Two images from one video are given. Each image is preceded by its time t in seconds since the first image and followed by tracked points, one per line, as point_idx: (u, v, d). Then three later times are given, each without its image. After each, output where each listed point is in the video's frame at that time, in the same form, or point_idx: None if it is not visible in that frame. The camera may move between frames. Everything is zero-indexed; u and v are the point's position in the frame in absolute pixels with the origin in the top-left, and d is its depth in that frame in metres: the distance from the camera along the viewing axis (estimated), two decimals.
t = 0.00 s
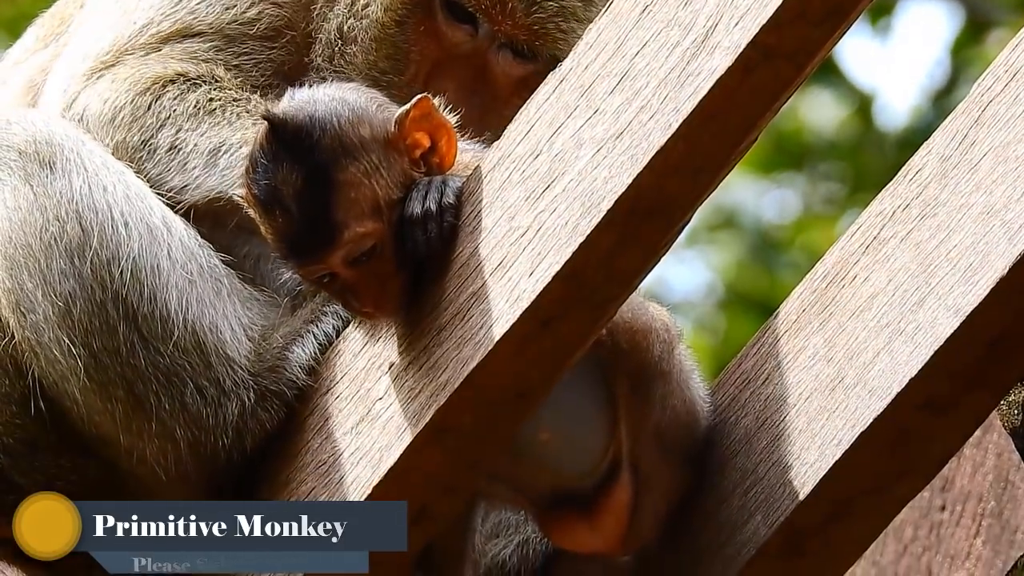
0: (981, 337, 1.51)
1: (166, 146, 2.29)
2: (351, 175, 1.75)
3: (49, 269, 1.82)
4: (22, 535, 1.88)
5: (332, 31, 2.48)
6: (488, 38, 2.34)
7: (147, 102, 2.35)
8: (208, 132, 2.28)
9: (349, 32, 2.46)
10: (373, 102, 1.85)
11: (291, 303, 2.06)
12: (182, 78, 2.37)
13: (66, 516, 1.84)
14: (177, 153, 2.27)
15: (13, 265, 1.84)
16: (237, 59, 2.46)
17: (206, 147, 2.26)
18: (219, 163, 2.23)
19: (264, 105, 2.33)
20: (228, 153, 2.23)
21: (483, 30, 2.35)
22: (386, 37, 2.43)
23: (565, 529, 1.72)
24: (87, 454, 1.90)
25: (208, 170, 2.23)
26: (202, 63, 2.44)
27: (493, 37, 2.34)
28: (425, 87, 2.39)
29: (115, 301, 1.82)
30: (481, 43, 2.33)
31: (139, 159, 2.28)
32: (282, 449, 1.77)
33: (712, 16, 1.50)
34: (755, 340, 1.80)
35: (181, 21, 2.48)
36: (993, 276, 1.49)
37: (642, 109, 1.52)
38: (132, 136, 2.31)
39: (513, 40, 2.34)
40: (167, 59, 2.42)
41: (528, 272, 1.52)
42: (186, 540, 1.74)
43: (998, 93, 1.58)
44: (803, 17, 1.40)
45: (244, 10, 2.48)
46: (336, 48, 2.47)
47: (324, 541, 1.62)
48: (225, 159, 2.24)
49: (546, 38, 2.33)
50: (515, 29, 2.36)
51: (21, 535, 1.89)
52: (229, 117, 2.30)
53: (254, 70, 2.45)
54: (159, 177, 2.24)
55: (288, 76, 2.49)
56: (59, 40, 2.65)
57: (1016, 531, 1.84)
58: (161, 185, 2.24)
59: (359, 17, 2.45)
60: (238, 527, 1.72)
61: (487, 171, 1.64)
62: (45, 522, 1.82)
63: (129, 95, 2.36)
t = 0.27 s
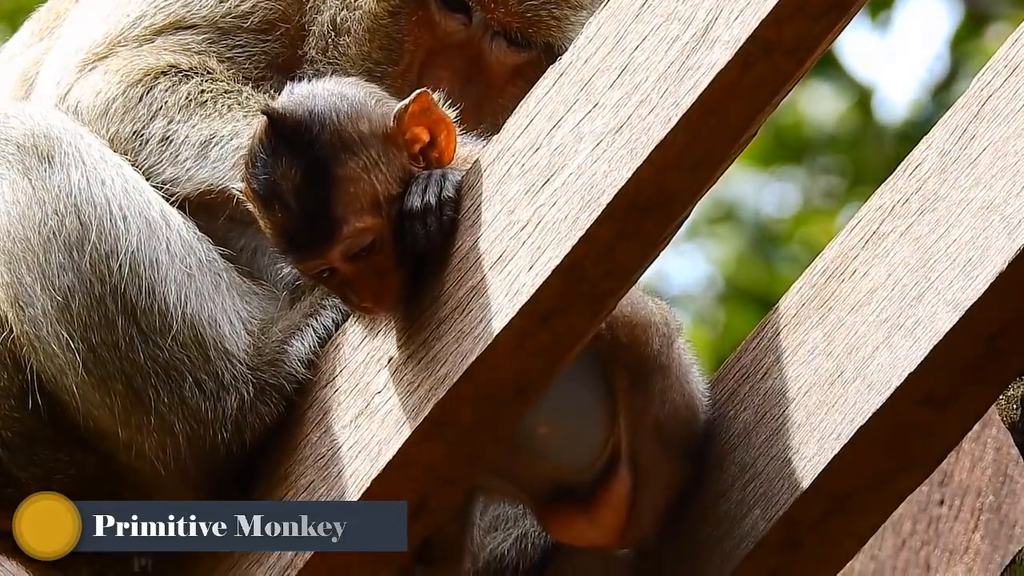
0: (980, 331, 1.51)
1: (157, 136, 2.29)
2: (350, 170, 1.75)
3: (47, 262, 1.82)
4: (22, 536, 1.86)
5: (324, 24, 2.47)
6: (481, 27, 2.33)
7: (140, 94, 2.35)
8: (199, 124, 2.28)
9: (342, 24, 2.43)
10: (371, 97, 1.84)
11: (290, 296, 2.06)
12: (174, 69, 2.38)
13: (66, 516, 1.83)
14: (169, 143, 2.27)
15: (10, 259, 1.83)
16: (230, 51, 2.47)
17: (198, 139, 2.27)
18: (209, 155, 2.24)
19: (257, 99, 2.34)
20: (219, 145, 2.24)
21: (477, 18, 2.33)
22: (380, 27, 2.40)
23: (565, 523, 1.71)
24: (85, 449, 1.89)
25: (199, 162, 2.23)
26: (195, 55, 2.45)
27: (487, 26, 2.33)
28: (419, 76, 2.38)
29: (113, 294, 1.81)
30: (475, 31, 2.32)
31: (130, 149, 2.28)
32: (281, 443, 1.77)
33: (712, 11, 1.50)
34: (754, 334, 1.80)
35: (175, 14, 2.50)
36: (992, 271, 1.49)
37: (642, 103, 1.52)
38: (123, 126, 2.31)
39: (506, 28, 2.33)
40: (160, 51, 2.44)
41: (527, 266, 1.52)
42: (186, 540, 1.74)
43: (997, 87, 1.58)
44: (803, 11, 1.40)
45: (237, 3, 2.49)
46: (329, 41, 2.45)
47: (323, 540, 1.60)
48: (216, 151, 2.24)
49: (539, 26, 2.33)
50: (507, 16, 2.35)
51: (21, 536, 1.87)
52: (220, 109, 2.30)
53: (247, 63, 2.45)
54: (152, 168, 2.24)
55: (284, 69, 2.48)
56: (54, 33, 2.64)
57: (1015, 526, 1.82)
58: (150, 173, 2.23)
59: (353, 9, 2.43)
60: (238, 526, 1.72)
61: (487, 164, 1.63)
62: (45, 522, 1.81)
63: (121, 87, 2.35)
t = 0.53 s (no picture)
0: (979, 324, 1.51)
1: (153, 130, 2.27)
2: (347, 166, 1.75)
3: (46, 258, 1.81)
4: (22, 536, 1.86)
5: (326, 19, 2.49)
6: (484, 17, 2.35)
7: (136, 88, 2.35)
8: (194, 118, 2.27)
9: (343, 18, 2.47)
10: (368, 92, 1.84)
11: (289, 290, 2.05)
12: (171, 64, 2.37)
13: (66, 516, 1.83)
14: (164, 136, 2.26)
15: (9, 254, 1.83)
16: (227, 46, 2.46)
17: (193, 133, 2.25)
18: (205, 149, 2.21)
19: (253, 93, 2.33)
20: (215, 139, 2.22)
21: (479, 8, 2.36)
22: (383, 20, 2.43)
23: (563, 518, 1.71)
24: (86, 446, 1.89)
25: (194, 156, 2.21)
26: (192, 49, 2.44)
27: (490, 16, 2.35)
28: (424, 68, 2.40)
29: (111, 290, 1.81)
30: (478, 22, 2.34)
31: (125, 143, 2.26)
32: (280, 437, 1.77)
33: (710, 5, 1.50)
34: (753, 328, 1.79)
35: (173, 8, 2.49)
36: (991, 265, 1.49)
37: (640, 98, 1.52)
38: (119, 121, 2.30)
39: (510, 17, 2.35)
40: (156, 46, 2.43)
41: (525, 261, 1.52)
42: (186, 539, 1.75)
43: (996, 81, 1.58)
44: (801, 5, 1.40)
45: None
46: (331, 34, 2.47)
47: (323, 540, 1.60)
48: (211, 145, 2.22)
49: (543, 15, 2.35)
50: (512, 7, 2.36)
51: (21, 536, 1.86)
52: (216, 103, 2.29)
53: (243, 57, 2.45)
54: (147, 161, 2.23)
55: (281, 65, 2.48)
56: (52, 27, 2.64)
57: (1013, 520, 1.82)
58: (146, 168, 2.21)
59: (356, 3, 2.47)
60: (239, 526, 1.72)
61: (485, 159, 1.63)
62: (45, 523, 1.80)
63: (117, 81, 2.35)
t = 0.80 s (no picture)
0: (975, 318, 1.51)
1: (148, 125, 2.27)
2: (342, 161, 1.75)
3: (41, 253, 1.81)
4: (22, 532, 1.79)
5: (321, 15, 2.47)
6: (479, 15, 2.33)
7: (131, 83, 2.34)
8: (190, 112, 2.27)
9: (338, 15, 2.44)
10: (363, 88, 1.84)
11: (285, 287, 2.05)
12: (167, 60, 2.38)
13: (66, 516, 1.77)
14: (159, 130, 2.26)
15: (4, 249, 1.83)
16: (223, 42, 2.47)
17: (189, 128, 2.25)
18: (200, 143, 2.22)
19: (248, 88, 2.34)
20: (210, 133, 2.22)
21: (474, 6, 2.33)
22: (377, 17, 2.42)
23: (558, 514, 1.70)
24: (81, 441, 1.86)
25: (190, 151, 2.21)
26: (188, 45, 2.45)
27: (485, 13, 2.33)
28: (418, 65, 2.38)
29: (107, 285, 1.81)
30: (473, 19, 2.32)
31: (121, 137, 2.25)
32: (275, 433, 1.76)
33: None
34: (749, 323, 1.79)
35: (169, 4, 2.51)
36: (986, 259, 1.49)
37: (635, 92, 1.52)
38: (113, 116, 2.29)
39: (504, 16, 2.33)
40: (152, 41, 2.44)
41: (521, 256, 1.52)
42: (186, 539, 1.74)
43: (990, 76, 1.58)
44: None
45: None
46: (326, 31, 2.45)
47: (321, 538, 1.60)
48: (207, 139, 2.22)
49: (538, 13, 2.34)
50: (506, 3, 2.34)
51: (21, 536, 1.79)
52: (212, 97, 2.30)
53: (238, 52, 2.46)
54: (142, 156, 2.22)
55: (276, 59, 2.49)
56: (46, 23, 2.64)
57: (1009, 514, 1.83)
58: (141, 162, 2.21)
59: None
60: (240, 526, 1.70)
61: (480, 154, 1.63)
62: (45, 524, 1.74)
63: (113, 77, 2.35)
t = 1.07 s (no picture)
0: (966, 312, 1.51)
1: (137, 115, 2.27)
2: (333, 155, 1.74)
3: (32, 247, 1.80)
4: (21, 536, 1.84)
5: (327, 10, 2.47)
6: (485, 14, 2.32)
7: (122, 74, 2.34)
8: (179, 104, 2.27)
9: (343, 11, 2.46)
10: (353, 81, 1.84)
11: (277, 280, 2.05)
12: (159, 51, 2.38)
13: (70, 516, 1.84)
14: (149, 121, 2.26)
15: None
16: (216, 33, 2.47)
17: (178, 119, 2.25)
18: (190, 135, 2.21)
19: (239, 80, 2.33)
20: (199, 125, 2.22)
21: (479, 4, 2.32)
22: (383, 15, 2.43)
23: (549, 505, 1.70)
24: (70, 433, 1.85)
25: (179, 143, 2.21)
26: (180, 36, 2.44)
27: (490, 12, 2.32)
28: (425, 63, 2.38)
29: (98, 279, 1.80)
30: (478, 18, 2.31)
31: (111, 129, 2.25)
32: (267, 426, 1.75)
33: None
34: (741, 316, 1.79)
35: None
36: (977, 252, 1.49)
37: (626, 85, 1.52)
38: (102, 107, 2.29)
39: (511, 15, 2.32)
40: (144, 32, 2.44)
41: (512, 250, 1.52)
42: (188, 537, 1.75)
43: (981, 69, 1.58)
44: None
45: None
46: (330, 27, 2.46)
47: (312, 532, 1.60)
48: (196, 130, 2.22)
49: (544, 11, 2.32)
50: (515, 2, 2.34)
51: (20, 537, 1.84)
52: (202, 89, 2.29)
53: (230, 44, 2.46)
54: (130, 147, 2.23)
55: (270, 52, 2.48)
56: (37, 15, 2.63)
57: (1000, 507, 1.85)
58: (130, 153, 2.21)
59: None
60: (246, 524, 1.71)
61: (471, 147, 1.63)
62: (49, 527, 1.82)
63: (104, 68, 2.35)
